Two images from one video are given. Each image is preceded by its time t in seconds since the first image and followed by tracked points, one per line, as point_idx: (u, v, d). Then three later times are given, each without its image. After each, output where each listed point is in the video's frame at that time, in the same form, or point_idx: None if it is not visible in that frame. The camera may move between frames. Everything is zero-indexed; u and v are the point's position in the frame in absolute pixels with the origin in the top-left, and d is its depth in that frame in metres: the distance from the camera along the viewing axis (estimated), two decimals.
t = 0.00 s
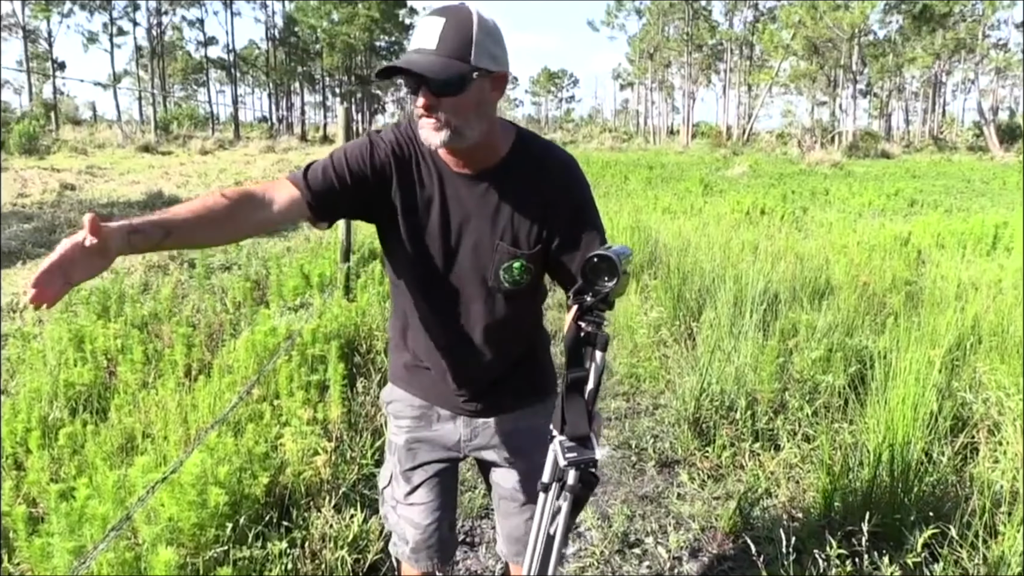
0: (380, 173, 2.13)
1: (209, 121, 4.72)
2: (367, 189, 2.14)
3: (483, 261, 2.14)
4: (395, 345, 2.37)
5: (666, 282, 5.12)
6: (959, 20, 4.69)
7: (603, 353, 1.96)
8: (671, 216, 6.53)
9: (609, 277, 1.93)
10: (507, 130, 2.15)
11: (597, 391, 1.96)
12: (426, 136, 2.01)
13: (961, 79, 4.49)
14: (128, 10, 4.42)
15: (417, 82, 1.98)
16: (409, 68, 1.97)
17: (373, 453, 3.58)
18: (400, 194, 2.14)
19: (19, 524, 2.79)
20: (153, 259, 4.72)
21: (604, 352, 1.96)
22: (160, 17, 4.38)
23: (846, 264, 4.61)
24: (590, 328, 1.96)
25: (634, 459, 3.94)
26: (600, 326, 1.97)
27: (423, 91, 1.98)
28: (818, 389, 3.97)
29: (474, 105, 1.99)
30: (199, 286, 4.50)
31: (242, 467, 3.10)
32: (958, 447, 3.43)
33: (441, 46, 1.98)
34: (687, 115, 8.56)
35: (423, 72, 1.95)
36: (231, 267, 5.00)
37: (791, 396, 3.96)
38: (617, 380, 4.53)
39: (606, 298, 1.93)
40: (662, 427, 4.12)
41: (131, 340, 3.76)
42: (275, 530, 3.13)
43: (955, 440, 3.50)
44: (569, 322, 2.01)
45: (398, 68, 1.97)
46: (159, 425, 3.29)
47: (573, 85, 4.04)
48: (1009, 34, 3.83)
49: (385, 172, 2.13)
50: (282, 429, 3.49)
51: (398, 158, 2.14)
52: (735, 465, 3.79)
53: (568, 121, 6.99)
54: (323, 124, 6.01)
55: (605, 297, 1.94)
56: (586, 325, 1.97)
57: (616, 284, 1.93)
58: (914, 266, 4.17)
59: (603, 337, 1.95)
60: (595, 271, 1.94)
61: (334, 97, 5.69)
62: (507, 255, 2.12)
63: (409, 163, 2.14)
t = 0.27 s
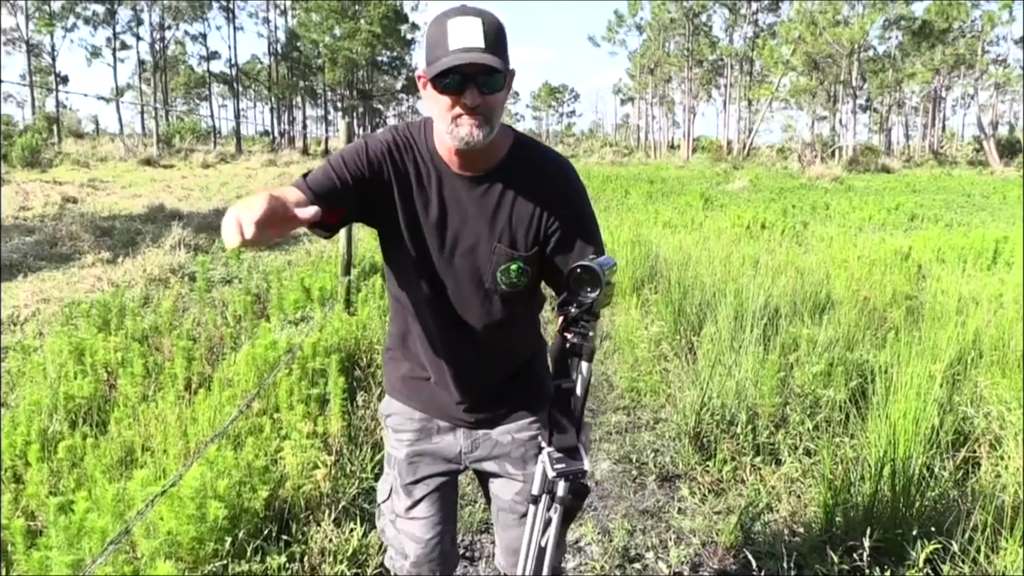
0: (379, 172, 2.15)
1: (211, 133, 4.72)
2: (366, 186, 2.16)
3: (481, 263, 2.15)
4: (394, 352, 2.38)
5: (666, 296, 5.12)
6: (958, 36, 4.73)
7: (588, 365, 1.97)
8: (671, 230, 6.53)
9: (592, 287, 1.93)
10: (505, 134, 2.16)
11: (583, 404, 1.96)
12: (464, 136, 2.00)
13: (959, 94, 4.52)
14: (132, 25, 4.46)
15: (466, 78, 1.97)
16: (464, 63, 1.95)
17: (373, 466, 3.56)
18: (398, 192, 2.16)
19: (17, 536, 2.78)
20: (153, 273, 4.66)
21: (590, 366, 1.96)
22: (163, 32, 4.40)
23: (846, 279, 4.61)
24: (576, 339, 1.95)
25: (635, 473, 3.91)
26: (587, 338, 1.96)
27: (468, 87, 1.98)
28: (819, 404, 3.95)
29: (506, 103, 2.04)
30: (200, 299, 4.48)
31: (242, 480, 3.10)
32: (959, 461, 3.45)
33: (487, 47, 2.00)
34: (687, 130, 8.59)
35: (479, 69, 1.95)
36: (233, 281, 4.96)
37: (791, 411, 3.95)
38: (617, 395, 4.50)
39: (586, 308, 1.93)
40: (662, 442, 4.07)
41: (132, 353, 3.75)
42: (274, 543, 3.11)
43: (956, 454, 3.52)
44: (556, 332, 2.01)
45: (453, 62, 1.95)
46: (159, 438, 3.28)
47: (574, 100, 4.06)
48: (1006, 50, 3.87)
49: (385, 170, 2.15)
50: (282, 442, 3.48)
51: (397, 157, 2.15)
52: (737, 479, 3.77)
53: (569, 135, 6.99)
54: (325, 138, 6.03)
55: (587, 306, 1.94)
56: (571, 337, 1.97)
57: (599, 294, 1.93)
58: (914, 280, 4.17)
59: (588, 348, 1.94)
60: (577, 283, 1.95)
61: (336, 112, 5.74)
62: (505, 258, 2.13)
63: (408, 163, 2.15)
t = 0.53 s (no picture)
0: (386, 174, 2.09)
1: (210, 132, 4.70)
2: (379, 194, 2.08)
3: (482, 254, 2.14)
4: (389, 351, 2.36)
5: (665, 296, 5.11)
6: (957, 35, 4.74)
7: (553, 358, 1.93)
8: (670, 230, 6.52)
9: (546, 281, 1.87)
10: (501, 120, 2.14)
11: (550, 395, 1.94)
12: (486, 122, 1.94)
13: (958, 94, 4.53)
14: (130, 25, 4.45)
15: (498, 64, 1.91)
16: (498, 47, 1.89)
17: (372, 466, 3.56)
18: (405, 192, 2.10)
19: (16, 536, 2.77)
20: (151, 273, 4.66)
21: (554, 358, 1.93)
22: (161, 32, 4.40)
23: (845, 278, 4.60)
24: (540, 334, 1.92)
25: (634, 473, 3.90)
26: (549, 331, 1.93)
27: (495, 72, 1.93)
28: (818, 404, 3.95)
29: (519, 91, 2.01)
30: (198, 298, 4.47)
31: (241, 480, 3.10)
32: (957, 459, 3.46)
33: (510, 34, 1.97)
34: (686, 130, 8.59)
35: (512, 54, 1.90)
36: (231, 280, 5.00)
37: (790, 410, 3.95)
38: (616, 395, 4.48)
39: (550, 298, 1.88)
40: (661, 441, 4.06)
41: (130, 353, 3.74)
42: (273, 543, 3.11)
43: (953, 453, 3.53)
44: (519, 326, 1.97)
45: (491, 46, 1.87)
46: (158, 438, 3.28)
47: (573, 100, 4.05)
48: (1005, 49, 3.88)
49: (392, 171, 2.09)
50: (281, 442, 3.48)
51: (400, 154, 2.10)
52: (735, 479, 3.78)
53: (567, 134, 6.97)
54: (323, 138, 6.03)
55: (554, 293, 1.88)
56: (537, 332, 1.93)
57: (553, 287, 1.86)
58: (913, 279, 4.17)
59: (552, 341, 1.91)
60: (532, 276, 1.89)
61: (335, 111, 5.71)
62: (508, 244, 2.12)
63: (411, 159, 2.10)
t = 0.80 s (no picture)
0: (393, 175, 2.03)
1: (210, 139, 4.61)
2: (387, 198, 2.02)
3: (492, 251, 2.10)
4: (388, 362, 2.25)
5: (665, 304, 5.10)
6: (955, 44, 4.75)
7: (521, 363, 1.92)
8: (669, 238, 6.52)
9: (506, 289, 1.82)
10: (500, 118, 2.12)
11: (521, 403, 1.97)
12: (505, 123, 1.91)
13: (956, 102, 4.54)
14: (130, 33, 4.46)
15: (518, 65, 1.87)
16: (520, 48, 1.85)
17: (371, 474, 3.54)
18: (412, 193, 2.04)
19: (14, 544, 2.76)
20: (150, 280, 4.65)
21: (523, 363, 1.93)
22: (161, 40, 4.41)
23: (844, 286, 4.60)
24: (510, 341, 1.91)
25: (634, 482, 3.88)
26: (517, 336, 1.92)
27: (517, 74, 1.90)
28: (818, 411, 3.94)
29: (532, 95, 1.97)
30: (198, 306, 4.46)
31: (240, 488, 3.08)
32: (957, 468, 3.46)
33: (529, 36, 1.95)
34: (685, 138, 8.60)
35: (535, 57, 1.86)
36: (229, 288, 5.04)
37: (790, 419, 3.92)
38: (615, 403, 4.47)
39: (513, 301, 1.84)
40: (661, 449, 4.05)
41: (129, 360, 3.72)
42: (271, 552, 3.10)
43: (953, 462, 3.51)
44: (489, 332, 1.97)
45: (515, 49, 1.84)
46: (157, 446, 3.27)
47: (573, 108, 4.05)
48: (1003, 58, 3.89)
49: (398, 172, 2.03)
50: (280, 450, 3.47)
51: (406, 154, 2.04)
52: (735, 487, 3.76)
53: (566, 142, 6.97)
54: (323, 145, 6.02)
55: (516, 298, 1.84)
56: (505, 338, 1.92)
57: (512, 295, 1.82)
58: (912, 287, 4.16)
59: (522, 348, 1.90)
60: (492, 281, 1.82)
61: (335, 119, 5.68)
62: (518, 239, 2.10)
63: (417, 159, 2.05)
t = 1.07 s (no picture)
0: (385, 183, 2.03)
1: (210, 153, 4.69)
2: (380, 206, 2.03)
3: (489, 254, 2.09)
4: (388, 373, 2.25)
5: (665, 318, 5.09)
6: (953, 59, 4.77)
7: (508, 375, 1.94)
8: (669, 252, 6.52)
9: (490, 301, 1.82)
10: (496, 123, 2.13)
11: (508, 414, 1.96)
12: (494, 120, 1.94)
13: (955, 116, 4.55)
14: (132, 47, 4.48)
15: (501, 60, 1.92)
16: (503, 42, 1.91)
17: (370, 488, 3.54)
18: (406, 200, 2.05)
19: (11, 558, 2.75)
20: (151, 293, 4.53)
21: (509, 374, 1.94)
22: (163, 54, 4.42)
23: (844, 300, 4.60)
24: (497, 352, 1.93)
25: (633, 496, 3.86)
26: (504, 348, 1.94)
27: (504, 71, 1.94)
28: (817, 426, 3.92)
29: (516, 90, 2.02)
30: (197, 319, 4.45)
31: (238, 502, 3.07)
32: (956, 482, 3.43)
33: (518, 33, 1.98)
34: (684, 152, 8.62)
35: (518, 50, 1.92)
36: (232, 303, 4.86)
37: (790, 433, 3.91)
38: (615, 417, 4.45)
39: (498, 311, 1.85)
40: (661, 464, 4.03)
41: (129, 374, 3.71)
42: (270, 566, 3.09)
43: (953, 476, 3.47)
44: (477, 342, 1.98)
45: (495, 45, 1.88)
46: (155, 459, 3.27)
47: (572, 122, 4.06)
48: (1001, 73, 3.90)
49: (391, 179, 2.04)
50: (279, 464, 3.45)
51: (398, 161, 2.05)
52: (735, 502, 3.75)
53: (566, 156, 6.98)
54: (324, 159, 6.03)
55: (501, 307, 1.84)
56: (493, 349, 1.94)
57: (497, 305, 1.82)
58: (912, 301, 4.16)
59: (509, 359, 1.92)
60: (475, 294, 1.82)
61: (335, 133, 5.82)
62: (515, 241, 2.10)
63: (411, 165, 2.05)
